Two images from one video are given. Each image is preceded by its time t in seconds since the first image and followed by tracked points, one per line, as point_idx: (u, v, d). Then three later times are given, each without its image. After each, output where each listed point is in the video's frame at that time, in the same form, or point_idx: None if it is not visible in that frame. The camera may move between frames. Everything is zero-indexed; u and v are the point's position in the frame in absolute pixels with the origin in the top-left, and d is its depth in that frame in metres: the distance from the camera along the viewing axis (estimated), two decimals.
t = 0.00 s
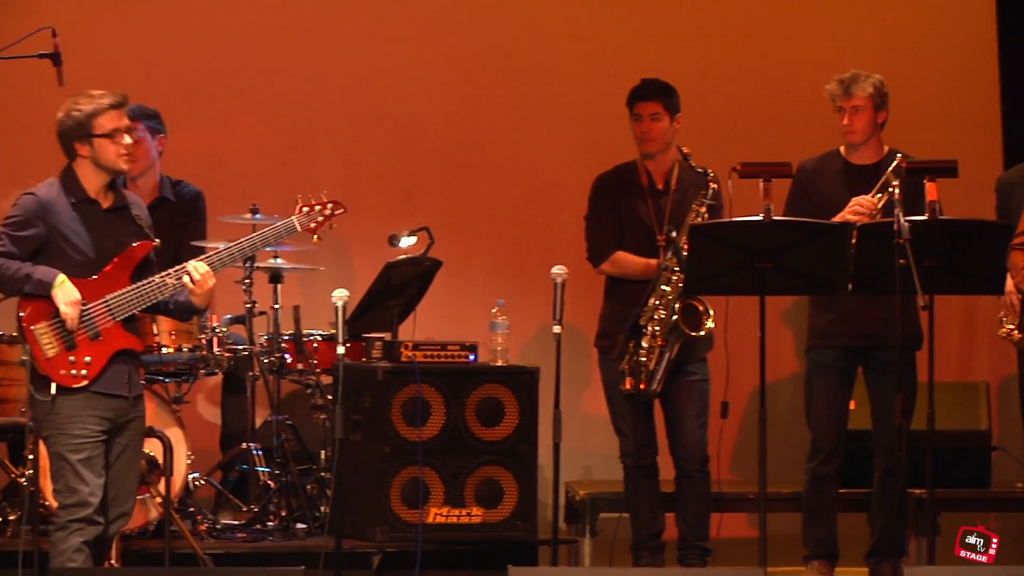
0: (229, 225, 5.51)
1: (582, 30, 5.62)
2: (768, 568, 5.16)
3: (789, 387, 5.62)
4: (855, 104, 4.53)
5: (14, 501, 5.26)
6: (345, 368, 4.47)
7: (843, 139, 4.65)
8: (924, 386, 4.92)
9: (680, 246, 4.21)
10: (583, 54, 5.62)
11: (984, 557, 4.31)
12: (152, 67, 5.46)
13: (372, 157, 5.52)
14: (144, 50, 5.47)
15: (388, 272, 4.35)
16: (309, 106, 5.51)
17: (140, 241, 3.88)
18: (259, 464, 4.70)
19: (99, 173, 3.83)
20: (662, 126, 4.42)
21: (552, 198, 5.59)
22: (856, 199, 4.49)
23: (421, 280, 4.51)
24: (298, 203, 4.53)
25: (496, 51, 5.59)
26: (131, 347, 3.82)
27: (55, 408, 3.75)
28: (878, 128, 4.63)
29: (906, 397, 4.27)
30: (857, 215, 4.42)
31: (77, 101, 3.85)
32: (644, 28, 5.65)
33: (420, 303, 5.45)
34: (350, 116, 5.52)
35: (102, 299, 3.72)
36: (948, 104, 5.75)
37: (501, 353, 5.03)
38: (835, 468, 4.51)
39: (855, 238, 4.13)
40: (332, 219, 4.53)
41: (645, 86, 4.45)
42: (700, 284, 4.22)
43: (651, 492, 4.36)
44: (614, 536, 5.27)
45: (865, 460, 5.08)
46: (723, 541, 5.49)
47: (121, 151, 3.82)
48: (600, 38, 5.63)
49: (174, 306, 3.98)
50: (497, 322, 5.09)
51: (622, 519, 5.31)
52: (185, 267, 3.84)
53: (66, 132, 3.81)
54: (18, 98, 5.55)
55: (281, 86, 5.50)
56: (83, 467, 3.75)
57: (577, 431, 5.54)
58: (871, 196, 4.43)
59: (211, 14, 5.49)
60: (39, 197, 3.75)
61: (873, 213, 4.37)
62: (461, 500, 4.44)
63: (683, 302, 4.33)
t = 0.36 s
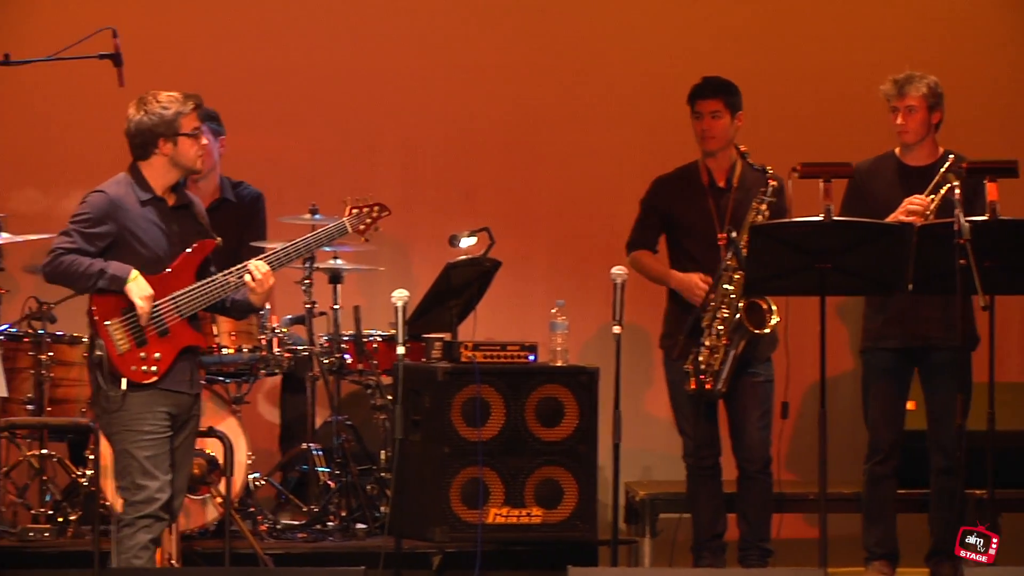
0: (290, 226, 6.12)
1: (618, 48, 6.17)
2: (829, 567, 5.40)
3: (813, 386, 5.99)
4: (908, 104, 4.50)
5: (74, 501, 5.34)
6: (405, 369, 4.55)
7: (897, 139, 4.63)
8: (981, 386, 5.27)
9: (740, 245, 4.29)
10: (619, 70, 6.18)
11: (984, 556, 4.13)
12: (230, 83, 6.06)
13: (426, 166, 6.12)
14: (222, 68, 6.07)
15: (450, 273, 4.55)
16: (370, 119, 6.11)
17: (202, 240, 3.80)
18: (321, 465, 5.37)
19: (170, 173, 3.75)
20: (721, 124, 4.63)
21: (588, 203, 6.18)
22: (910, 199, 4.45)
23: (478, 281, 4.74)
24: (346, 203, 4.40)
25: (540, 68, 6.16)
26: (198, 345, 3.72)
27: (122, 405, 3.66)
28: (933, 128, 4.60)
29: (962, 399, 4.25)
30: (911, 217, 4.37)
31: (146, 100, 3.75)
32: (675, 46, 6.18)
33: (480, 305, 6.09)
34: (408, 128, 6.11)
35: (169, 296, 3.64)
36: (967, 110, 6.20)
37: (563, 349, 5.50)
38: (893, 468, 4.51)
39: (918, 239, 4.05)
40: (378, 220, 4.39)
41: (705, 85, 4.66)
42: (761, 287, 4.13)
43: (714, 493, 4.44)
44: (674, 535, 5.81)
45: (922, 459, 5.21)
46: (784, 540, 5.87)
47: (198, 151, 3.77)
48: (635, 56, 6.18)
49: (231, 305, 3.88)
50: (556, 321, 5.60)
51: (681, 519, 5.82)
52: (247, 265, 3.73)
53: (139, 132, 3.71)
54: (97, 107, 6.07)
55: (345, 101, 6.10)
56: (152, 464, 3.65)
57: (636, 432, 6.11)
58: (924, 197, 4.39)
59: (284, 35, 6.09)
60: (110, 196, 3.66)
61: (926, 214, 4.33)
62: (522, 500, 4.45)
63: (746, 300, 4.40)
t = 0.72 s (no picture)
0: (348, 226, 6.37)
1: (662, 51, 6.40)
2: (893, 565, 5.53)
3: (870, 381, 6.20)
4: (958, 104, 4.46)
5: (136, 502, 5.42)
6: (468, 369, 4.76)
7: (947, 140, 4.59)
8: None
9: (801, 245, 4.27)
10: (662, 73, 6.39)
11: (984, 557, 3.97)
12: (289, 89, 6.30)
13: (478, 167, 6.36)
14: (281, 73, 6.30)
15: (512, 271, 4.81)
16: (428, 123, 6.34)
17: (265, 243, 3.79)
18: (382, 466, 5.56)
19: (232, 176, 3.76)
20: (783, 122, 4.68)
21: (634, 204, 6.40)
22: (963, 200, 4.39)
23: (541, 281, 4.97)
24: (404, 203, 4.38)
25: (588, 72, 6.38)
26: (265, 348, 3.75)
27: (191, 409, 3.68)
28: (984, 128, 4.55)
29: None
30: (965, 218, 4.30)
31: (209, 103, 3.78)
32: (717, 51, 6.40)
33: (542, 306, 6.33)
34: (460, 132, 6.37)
35: (236, 300, 3.65)
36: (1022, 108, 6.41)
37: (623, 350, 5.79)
38: (951, 468, 4.47)
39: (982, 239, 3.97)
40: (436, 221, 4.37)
41: (766, 85, 4.72)
42: (821, 287, 4.08)
43: (775, 493, 4.46)
44: (737, 535, 5.90)
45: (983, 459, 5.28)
46: (847, 540, 5.99)
47: (260, 155, 3.77)
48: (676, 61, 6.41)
49: (293, 307, 3.88)
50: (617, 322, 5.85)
51: (742, 519, 5.93)
52: (310, 268, 3.77)
53: (201, 134, 3.74)
54: (160, 112, 6.29)
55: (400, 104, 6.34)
56: (219, 468, 3.67)
57: (699, 435, 6.29)
58: (976, 198, 4.33)
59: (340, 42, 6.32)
60: (174, 199, 3.68)
61: (978, 215, 4.28)
62: (584, 500, 4.66)
63: (805, 299, 4.45)
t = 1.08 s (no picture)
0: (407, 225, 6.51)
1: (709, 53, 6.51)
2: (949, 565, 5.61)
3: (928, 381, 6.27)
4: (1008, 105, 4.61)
5: (194, 500, 5.56)
6: (526, 367, 4.91)
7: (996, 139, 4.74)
8: None
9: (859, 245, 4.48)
10: (717, 75, 6.52)
11: (984, 558, 4.05)
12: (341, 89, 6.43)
13: (530, 168, 6.49)
14: (336, 75, 6.44)
15: (569, 271, 4.93)
16: (488, 126, 6.49)
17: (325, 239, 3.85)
18: (440, 465, 5.63)
19: (292, 173, 3.80)
20: (847, 121, 4.70)
21: (683, 205, 6.52)
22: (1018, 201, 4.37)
23: (597, 280, 5.11)
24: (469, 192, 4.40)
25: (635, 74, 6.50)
26: (325, 346, 3.79)
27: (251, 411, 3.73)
28: None
29: None
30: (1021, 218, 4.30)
31: (267, 100, 3.80)
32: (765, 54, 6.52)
33: (601, 305, 6.44)
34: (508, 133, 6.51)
35: (296, 298, 3.70)
36: None
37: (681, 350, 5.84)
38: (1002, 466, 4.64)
39: None
40: (502, 209, 4.37)
41: (829, 84, 4.75)
42: (877, 288, 4.04)
43: (833, 492, 4.57)
44: (794, 535, 5.91)
45: None
46: (904, 541, 6.03)
47: (321, 151, 3.81)
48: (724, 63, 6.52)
49: (357, 303, 3.94)
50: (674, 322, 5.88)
51: (800, 520, 5.93)
52: (373, 263, 3.78)
53: (262, 132, 3.76)
54: (216, 114, 6.42)
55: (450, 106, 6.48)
56: (276, 472, 3.73)
57: (757, 435, 6.42)
58: None
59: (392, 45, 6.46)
60: (231, 200, 3.74)
61: None
62: (641, 500, 4.83)
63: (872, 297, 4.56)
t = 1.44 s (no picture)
0: (464, 226, 6.61)
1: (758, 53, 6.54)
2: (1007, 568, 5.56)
3: (988, 382, 6.19)
4: None
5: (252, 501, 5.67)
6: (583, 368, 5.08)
7: None
8: None
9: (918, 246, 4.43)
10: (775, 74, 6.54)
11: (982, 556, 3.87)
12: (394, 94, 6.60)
13: (581, 168, 6.54)
14: (389, 76, 6.53)
15: (627, 272, 4.96)
16: (543, 127, 6.54)
17: (382, 242, 3.90)
18: (498, 466, 5.70)
19: (353, 175, 3.87)
20: (904, 121, 4.72)
21: (737, 207, 6.55)
22: None
23: (656, 280, 5.13)
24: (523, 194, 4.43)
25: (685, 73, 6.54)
26: (383, 349, 3.85)
27: (310, 415, 3.79)
28: None
29: None
30: None
31: (330, 102, 3.85)
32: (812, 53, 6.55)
33: (659, 304, 6.48)
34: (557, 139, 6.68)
35: (354, 301, 3.76)
36: None
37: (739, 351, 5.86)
38: None
39: None
40: (556, 210, 4.39)
41: (889, 84, 4.75)
42: (936, 289, 4.01)
43: (892, 493, 4.60)
44: (852, 536, 5.93)
45: None
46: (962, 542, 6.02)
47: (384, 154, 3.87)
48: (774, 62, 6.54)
49: (416, 305, 4.01)
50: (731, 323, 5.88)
51: (858, 521, 5.94)
52: (430, 267, 3.87)
53: (328, 134, 3.81)
54: (272, 116, 6.57)
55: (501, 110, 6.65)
56: (331, 476, 3.79)
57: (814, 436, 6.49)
58: None
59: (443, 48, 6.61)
60: (293, 203, 3.79)
61: None
62: (699, 501, 4.95)
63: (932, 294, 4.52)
